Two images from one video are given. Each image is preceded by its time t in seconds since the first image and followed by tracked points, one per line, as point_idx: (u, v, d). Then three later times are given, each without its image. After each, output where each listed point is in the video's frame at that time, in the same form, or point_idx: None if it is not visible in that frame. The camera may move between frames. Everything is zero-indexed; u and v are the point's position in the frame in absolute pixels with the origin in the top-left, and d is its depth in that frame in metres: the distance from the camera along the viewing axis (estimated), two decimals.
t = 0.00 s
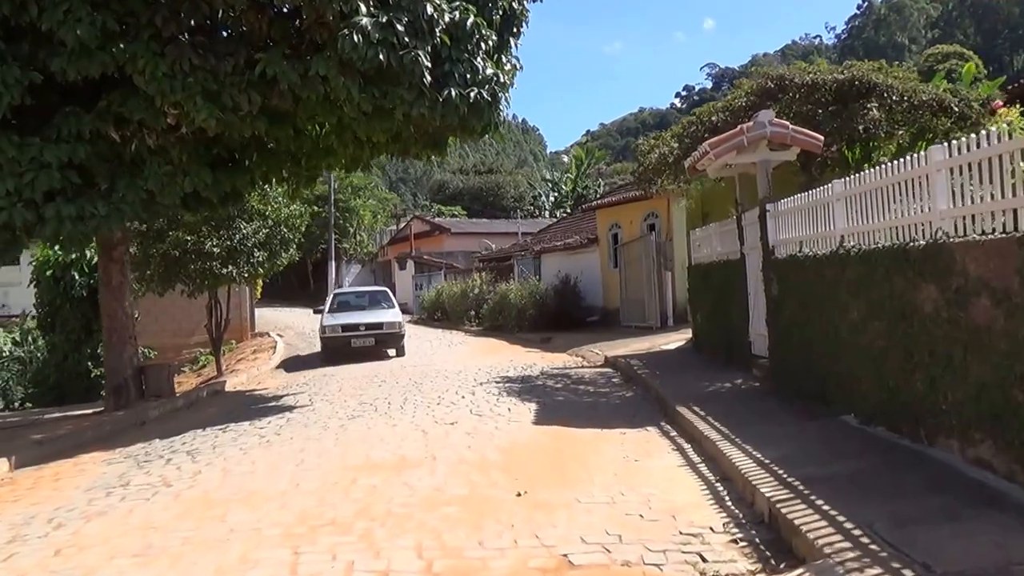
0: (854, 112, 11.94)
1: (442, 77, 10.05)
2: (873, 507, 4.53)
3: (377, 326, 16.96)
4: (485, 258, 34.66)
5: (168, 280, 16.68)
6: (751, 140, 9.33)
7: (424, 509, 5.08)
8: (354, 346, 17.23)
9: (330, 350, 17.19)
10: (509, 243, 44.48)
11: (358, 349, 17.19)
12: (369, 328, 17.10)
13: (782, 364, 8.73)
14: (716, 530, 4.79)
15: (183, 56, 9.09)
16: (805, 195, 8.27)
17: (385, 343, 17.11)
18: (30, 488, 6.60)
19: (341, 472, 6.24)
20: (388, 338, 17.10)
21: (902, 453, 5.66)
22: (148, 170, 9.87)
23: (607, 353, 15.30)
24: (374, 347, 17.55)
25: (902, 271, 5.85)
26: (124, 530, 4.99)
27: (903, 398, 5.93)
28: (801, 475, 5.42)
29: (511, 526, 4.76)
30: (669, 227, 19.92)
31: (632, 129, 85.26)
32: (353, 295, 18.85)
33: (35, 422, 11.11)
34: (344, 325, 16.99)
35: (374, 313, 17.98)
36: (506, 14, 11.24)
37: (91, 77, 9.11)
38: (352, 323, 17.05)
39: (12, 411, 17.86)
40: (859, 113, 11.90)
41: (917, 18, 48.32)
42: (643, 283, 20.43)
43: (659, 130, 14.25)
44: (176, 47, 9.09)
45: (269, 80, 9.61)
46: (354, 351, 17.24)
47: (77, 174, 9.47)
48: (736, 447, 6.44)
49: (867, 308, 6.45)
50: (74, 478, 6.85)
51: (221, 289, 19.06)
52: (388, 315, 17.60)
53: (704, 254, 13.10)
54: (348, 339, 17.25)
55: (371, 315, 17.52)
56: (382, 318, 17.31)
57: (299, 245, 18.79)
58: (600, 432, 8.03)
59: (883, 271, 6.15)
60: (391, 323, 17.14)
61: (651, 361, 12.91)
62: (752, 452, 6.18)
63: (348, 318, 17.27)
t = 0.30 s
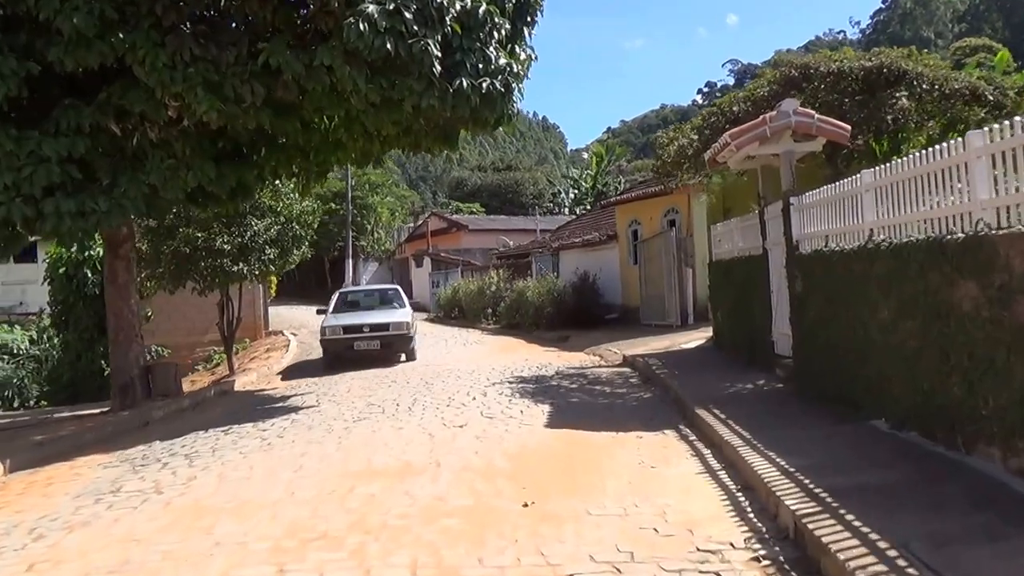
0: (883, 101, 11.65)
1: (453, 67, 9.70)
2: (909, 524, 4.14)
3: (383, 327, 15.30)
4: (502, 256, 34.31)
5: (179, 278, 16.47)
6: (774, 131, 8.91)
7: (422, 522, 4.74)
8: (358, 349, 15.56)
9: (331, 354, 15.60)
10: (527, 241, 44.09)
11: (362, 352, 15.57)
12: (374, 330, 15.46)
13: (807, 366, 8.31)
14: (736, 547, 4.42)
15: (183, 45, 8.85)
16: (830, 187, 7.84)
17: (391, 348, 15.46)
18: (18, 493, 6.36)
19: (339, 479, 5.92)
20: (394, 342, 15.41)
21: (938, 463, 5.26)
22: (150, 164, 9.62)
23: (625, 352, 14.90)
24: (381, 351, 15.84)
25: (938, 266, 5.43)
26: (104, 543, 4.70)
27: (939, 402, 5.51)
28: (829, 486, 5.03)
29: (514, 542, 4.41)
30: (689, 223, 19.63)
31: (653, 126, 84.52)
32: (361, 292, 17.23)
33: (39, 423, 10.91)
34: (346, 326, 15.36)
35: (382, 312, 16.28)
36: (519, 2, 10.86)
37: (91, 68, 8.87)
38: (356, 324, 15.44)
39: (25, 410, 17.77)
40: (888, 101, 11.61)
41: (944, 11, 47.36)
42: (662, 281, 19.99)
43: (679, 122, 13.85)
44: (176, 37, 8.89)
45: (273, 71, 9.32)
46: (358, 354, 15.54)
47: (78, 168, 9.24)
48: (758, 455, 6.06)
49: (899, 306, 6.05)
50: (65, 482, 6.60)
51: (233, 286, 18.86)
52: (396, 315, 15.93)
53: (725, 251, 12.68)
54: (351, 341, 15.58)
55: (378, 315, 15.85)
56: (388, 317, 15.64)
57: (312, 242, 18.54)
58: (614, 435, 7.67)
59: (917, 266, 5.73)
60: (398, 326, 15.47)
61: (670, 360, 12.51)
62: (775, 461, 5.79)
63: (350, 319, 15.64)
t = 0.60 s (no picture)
0: (911, 92, 11.29)
1: (464, 60, 9.35)
2: (953, 549, 3.77)
3: (380, 333, 13.63)
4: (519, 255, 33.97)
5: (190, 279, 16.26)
6: (797, 123, 8.51)
7: (421, 541, 4.45)
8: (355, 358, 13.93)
9: (327, 363, 14.02)
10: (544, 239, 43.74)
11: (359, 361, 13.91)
12: (372, 336, 13.80)
13: (834, 370, 7.93)
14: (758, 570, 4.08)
15: (186, 38, 8.62)
16: (858, 181, 7.44)
17: (391, 356, 13.78)
18: (8, 502, 6.11)
19: (337, 490, 5.63)
20: (395, 350, 13.74)
21: (979, 477, 4.88)
22: (154, 161, 9.38)
23: (643, 353, 14.54)
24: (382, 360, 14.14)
25: (977, 264, 5.05)
26: (84, 560, 4.43)
27: (977, 410, 5.13)
28: (860, 503, 4.67)
29: (517, 564, 4.11)
30: (709, 218, 19.15)
31: (672, 123, 83.84)
32: (365, 293, 15.58)
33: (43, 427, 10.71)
34: (339, 333, 13.75)
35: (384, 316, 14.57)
36: None
37: (91, 62, 8.64)
38: (352, 329, 13.79)
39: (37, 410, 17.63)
40: (917, 92, 11.25)
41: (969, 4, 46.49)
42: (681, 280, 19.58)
43: (698, 116, 13.49)
44: (179, 29, 8.66)
45: (279, 64, 9.05)
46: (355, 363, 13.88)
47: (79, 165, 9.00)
48: (783, 468, 5.70)
49: (933, 308, 5.68)
50: (57, 491, 6.35)
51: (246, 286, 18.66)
52: (397, 319, 14.21)
53: (746, 249, 12.30)
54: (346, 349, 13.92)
55: (378, 320, 14.18)
56: (388, 321, 13.97)
57: (325, 241, 18.30)
58: (630, 443, 7.33)
59: (954, 265, 5.35)
60: (397, 330, 13.77)
61: (689, 362, 12.14)
62: (801, 475, 5.43)
63: (346, 324, 14.02)
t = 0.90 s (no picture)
0: (941, 86, 10.93)
1: (474, 54, 9.07)
2: None
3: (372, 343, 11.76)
4: (535, 255, 33.62)
5: (201, 279, 16.05)
6: (819, 118, 8.14)
7: (419, 561, 4.19)
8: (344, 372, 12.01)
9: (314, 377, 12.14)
10: (561, 239, 43.38)
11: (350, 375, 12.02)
12: (364, 347, 11.90)
13: (860, 376, 7.57)
14: None
15: (188, 33, 8.37)
16: (887, 178, 7.08)
17: (386, 369, 11.89)
18: None
19: (334, 503, 5.37)
20: (390, 363, 11.86)
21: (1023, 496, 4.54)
22: (156, 159, 9.14)
23: (660, 356, 14.18)
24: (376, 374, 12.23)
25: (1018, 267, 4.70)
26: None
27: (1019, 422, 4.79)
28: (892, 525, 4.34)
29: None
30: (727, 219, 18.77)
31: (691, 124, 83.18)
32: (361, 297, 13.68)
33: (47, 431, 10.51)
34: (326, 344, 11.86)
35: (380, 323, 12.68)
36: None
37: (91, 58, 8.40)
38: (341, 338, 11.89)
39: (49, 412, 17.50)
40: (946, 86, 10.90)
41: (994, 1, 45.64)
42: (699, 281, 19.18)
43: (717, 113, 13.14)
44: (181, 24, 8.42)
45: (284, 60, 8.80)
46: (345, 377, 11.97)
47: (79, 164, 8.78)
48: (807, 484, 5.36)
49: (969, 312, 5.33)
50: (47, 502, 6.10)
51: (258, 287, 18.46)
52: (396, 326, 12.31)
53: (766, 250, 11.92)
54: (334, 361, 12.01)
55: (372, 328, 12.27)
56: (383, 329, 12.08)
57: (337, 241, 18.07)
58: (644, 452, 7.01)
59: (993, 267, 4.99)
60: (393, 340, 11.85)
61: (707, 366, 11.78)
62: (826, 492, 5.10)
63: (336, 333, 12.13)
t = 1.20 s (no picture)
0: (974, 82, 10.63)
1: (485, 51, 8.81)
2: None
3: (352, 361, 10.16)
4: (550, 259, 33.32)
5: (212, 283, 15.86)
6: (845, 117, 7.82)
7: None
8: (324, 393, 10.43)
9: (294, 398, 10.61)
10: (576, 243, 43.06)
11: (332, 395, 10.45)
12: (346, 364, 10.32)
13: (887, 385, 7.23)
14: None
15: (191, 29, 8.16)
16: (918, 179, 6.73)
17: (369, 389, 10.30)
18: None
19: (334, 519, 5.10)
20: (376, 382, 10.26)
21: None
22: (159, 160, 8.93)
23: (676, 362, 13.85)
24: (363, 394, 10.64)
25: None
26: None
27: None
28: (926, 549, 4.03)
29: None
30: (745, 222, 18.39)
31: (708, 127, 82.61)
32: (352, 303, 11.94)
33: (52, 436, 10.32)
34: (303, 361, 10.30)
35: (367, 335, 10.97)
36: None
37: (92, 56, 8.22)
38: (319, 354, 10.31)
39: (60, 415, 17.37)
40: (981, 82, 10.61)
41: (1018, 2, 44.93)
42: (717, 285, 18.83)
43: (737, 113, 12.83)
44: (183, 20, 8.22)
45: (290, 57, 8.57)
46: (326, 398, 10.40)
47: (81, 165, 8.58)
48: (833, 501, 5.05)
49: (1007, 319, 5.01)
50: (38, 514, 5.88)
51: (270, 290, 18.28)
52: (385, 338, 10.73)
53: (787, 253, 11.56)
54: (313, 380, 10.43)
55: (359, 340, 10.70)
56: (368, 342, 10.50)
57: (350, 244, 17.86)
58: (661, 464, 6.68)
59: None
60: (378, 356, 10.25)
61: (726, 373, 11.45)
62: (854, 511, 4.79)
63: (317, 347, 10.58)
